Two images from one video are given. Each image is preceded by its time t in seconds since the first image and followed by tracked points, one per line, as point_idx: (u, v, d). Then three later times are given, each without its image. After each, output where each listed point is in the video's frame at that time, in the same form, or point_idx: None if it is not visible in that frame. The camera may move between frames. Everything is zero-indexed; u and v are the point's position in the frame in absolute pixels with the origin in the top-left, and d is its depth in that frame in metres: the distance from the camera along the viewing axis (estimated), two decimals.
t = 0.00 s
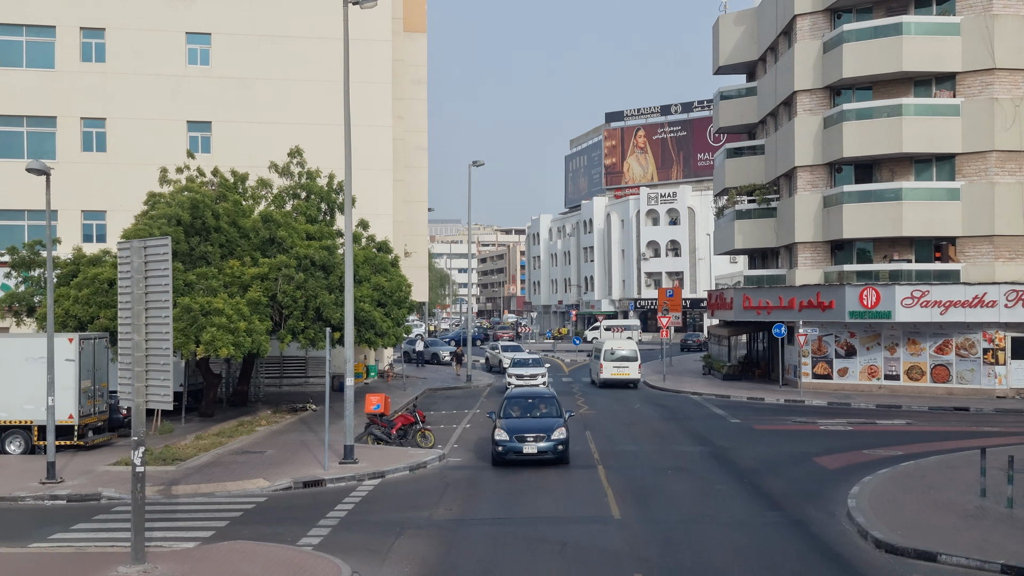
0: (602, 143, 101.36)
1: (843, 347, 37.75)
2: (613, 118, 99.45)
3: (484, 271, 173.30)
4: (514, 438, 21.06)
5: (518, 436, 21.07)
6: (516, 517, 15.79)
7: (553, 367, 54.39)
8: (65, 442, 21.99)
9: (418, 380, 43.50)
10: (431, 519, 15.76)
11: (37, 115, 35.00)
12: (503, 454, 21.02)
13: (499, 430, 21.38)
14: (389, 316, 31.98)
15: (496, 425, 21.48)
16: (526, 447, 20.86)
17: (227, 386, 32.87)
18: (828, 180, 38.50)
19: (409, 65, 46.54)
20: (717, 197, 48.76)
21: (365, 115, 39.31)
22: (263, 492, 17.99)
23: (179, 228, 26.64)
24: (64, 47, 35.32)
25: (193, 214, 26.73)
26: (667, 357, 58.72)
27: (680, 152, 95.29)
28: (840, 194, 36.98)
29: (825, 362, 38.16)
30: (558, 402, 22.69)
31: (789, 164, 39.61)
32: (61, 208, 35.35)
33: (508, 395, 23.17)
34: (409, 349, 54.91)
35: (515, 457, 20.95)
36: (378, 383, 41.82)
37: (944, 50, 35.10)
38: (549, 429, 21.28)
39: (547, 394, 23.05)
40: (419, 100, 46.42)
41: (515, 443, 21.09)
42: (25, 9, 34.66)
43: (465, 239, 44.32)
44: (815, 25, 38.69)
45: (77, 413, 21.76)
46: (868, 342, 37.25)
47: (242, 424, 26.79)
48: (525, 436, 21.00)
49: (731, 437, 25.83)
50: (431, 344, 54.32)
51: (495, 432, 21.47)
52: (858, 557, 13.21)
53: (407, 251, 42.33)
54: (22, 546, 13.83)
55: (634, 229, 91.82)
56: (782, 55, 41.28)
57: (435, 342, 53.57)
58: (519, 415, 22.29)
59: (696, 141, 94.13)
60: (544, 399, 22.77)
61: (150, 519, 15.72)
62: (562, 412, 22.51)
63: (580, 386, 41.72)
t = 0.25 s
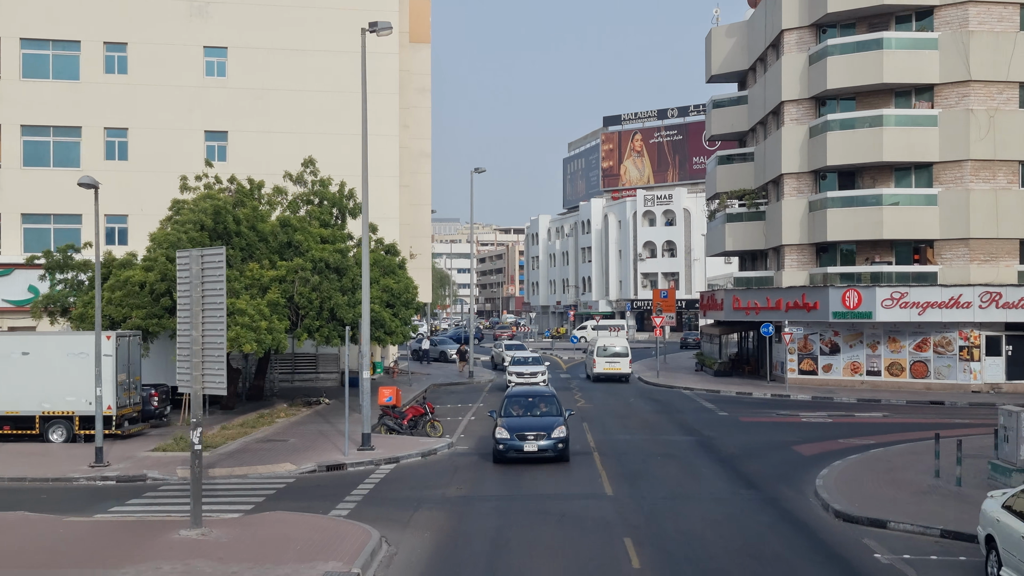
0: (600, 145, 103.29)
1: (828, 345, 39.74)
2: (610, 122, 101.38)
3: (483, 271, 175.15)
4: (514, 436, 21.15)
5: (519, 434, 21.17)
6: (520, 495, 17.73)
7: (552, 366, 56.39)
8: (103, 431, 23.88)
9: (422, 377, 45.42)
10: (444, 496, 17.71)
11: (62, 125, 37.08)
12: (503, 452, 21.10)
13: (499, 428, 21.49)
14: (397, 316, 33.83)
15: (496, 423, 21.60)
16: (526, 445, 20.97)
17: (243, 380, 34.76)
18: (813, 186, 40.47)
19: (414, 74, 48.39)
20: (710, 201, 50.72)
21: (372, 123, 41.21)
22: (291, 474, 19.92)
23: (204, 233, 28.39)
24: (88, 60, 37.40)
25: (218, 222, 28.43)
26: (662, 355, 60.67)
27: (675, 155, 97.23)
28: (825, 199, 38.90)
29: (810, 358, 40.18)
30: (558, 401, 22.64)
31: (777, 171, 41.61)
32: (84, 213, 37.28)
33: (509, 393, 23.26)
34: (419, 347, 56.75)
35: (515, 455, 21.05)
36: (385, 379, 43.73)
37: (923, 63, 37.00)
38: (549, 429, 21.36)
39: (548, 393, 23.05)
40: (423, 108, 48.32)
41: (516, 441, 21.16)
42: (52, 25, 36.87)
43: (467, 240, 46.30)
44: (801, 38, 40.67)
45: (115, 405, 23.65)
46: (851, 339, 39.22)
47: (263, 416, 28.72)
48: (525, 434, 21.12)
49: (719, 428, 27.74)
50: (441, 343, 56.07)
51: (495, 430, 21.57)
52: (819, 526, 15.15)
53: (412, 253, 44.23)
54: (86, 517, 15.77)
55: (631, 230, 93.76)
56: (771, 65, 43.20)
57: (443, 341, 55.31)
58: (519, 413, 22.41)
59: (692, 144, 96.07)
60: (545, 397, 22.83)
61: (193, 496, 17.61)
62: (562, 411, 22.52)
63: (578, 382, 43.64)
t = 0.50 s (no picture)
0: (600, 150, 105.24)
1: (815, 345, 41.60)
2: (610, 127, 103.33)
3: (484, 272, 176.97)
4: (515, 435, 21.63)
5: (519, 434, 21.66)
6: (523, 480, 19.66)
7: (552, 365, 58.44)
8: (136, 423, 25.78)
9: (427, 375, 47.37)
10: (455, 481, 19.65)
11: (88, 134, 39.04)
12: (505, 451, 21.57)
13: (501, 427, 22.00)
14: (406, 317, 35.82)
15: (498, 423, 22.08)
16: (527, 444, 21.44)
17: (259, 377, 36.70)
18: (802, 193, 42.37)
19: (421, 84, 50.30)
20: (704, 207, 52.68)
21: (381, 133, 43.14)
22: (314, 461, 21.87)
23: (226, 238, 30.32)
24: (111, 73, 39.34)
25: (240, 229, 30.40)
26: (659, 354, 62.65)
27: (674, 159, 99.15)
28: (813, 206, 40.80)
29: (799, 358, 42.03)
30: (558, 402, 23.10)
31: (768, 179, 43.50)
32: (108, 219, 39.25)
33: (511, 394, 23.75)
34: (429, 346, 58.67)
35: (516, 453, 21.50)
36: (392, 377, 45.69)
37: (905, 77, 38.91)
38: (550, 428, 21.92)
39: (549, 394, 23.49)
40: (429, 117, 50.23)
41: (517, 440, 21.63)
42: (78, 40, 38.83)
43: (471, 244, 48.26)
44: (790, 52, 42.54)
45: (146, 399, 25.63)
46: (837, 340, 41.11)
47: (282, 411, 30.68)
48: (526, 433, 21.60)
49: (709, 422, 29.65)
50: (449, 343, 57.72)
51: (497, 430, 22.06)
52: (789, 505, 17.10)
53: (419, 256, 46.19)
54: (137, 497, 17.71)
55: (630, 233, 95.63)
56: (762, 77, 45.14)
57: (449, 341, 57.19)
58: (520, 413, 22.89)
59: (690, 149, 97.98)
60: (546, 398, 23.31)
61: (229, 479, 19.55)
62: (562, 411, 23.00)
63: (576, 380, 45.63)
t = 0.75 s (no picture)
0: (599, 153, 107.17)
1: (804, 345, 43.48)
2: (609, 131, 105.28)
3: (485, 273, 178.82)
4: (517, 434, 21.81)
5: (521, 433, 21.83)
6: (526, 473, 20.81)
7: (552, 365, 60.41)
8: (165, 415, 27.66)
9: (432, 373, 49.31)
10: (463, 466, 21.51)
11: (109, 143, 41.03)
12: (506, 450, 21.75)
13: (504, 426, 22.19)
14: (414, 317, 37.74)
15: (500, 422, 22.25)
16: (529, 444, 21.60)
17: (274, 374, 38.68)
18: (791, 200, 44.32)
19: (426, 93, 52.21)
20: (699, 211, 54.64)
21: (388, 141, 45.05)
22: (333, 449, 23.77)
23: (245, 243, 32.44)
24: (131, 84, 41.30)
25: (260, 234, 32.61)
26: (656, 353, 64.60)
27: (671, 162, 101.08)
28: (801, 212, 42.66)
29: (788, 357, 43.91)
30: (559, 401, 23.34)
31: (758, 186, 45.43)
32: (128, 223, 41.17)
33: (513, 393, 23.97)
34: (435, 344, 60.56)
35: (518, 453, 21.66)
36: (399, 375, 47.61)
37: (888, 89, 40.82)
38: (550, 427, 22.09)
39: (551, 392, 23.78)
40: (434, 125, 52.13)
41: (519, 439, 21.81)
42: (99, 53, 40.83)
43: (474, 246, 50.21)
44: (779, 65, 44.52)
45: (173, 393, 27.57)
46: (825, 340, 42.99)
47: (299, 405, 32.59)
48: (528, 432, 21.77)
49: (699, 416, 31.54)
50: (457, 343, 59.41)
51: (498, 429, 22.24)
52: (764, 485, 19.03)
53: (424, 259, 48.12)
54: (177, 478, 19.64)
55: (628, 235, 97.50)
56: (753, 88, 47.08)
57: (452, 341, 59.21)
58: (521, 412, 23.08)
59: (687, 152, 99.91)
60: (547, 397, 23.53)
61: (257, 465, 21.43)
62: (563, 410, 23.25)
63: (575, 377, 47.56)
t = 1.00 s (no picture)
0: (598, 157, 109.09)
1: (793, 344, 45.37)
2: (608, 134, 107.20)
3: (486, 274, 180.68)
4: (518, 433, 22.06)
5: (522, 430, 22.07)
6: (526, 469, 21.31)
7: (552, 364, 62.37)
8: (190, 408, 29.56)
9: (436, 370, 51.22)
10: (470, 453, 23.38)
11: (129, 150, 43.00)
12: (507, 448, 21.99)
13: (504, 424, 22.48)
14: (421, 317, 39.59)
15: (501, 420, 22.48)
16: (530, 441, 21.83)
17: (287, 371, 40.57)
18: (781, 205, 46.21)
19: (430, 100, 54.10)
20: (694, 215, 56.60)
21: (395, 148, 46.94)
22: (350, 438, 25.67)
23: (263, 246, 34.40)
24: (150, 94, 43.24)
25: (276, 238, 34.61)
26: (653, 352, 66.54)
27: (669, 166, 102.97)
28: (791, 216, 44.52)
29: (778, 356, 45.79)
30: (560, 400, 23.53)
31: (750, 191, 47.30)
32: (147, 227, 43.07)
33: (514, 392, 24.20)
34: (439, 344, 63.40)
35: (519, 450, 21.88)
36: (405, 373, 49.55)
37: (874, 99, 42.69)
38: (551, 425, 22.34)
39: (551, 392, 23.95)
40: (438, 132, 54.01)
41: (520, 437, 22.07)
42: (120, 65, 42.81)
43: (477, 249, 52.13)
44: (770, 75, 46.44)
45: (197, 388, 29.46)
46: (813, 339, 44.90)
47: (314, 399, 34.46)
48: (529, 430, 22.00)
49: (691, 409, 33.42)
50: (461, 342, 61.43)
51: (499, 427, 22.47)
52: (746, 469, 20.88)
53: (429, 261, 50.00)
54: (210, 463, 21.55)
55: (627, 237, 99.34)
56: (746, 97, 49.01)
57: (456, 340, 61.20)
58: (522, 410, 23.31)
59: (685, 156, 101.81)
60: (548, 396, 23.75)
61: (279, 451, 23.33)
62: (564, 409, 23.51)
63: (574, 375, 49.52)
